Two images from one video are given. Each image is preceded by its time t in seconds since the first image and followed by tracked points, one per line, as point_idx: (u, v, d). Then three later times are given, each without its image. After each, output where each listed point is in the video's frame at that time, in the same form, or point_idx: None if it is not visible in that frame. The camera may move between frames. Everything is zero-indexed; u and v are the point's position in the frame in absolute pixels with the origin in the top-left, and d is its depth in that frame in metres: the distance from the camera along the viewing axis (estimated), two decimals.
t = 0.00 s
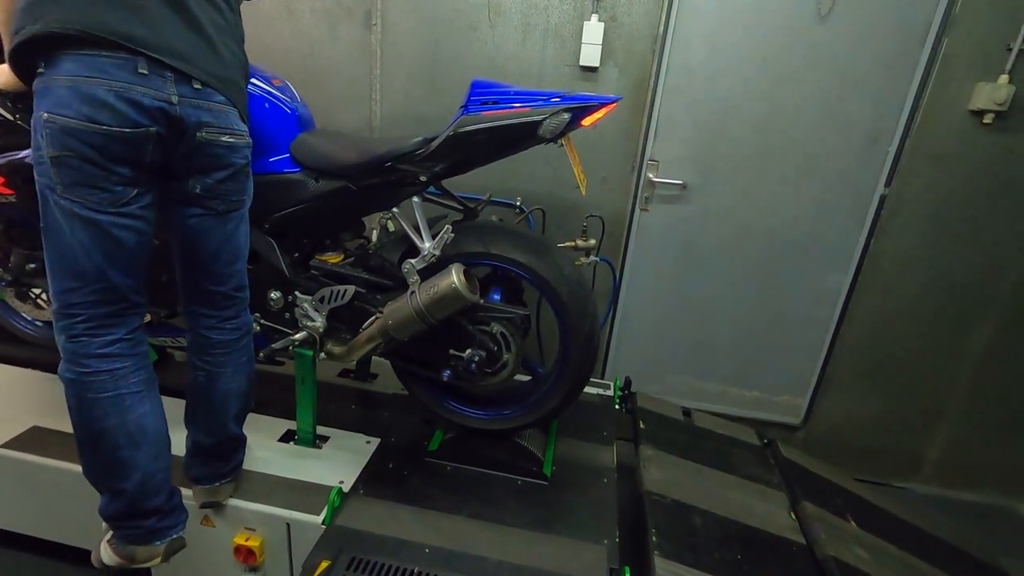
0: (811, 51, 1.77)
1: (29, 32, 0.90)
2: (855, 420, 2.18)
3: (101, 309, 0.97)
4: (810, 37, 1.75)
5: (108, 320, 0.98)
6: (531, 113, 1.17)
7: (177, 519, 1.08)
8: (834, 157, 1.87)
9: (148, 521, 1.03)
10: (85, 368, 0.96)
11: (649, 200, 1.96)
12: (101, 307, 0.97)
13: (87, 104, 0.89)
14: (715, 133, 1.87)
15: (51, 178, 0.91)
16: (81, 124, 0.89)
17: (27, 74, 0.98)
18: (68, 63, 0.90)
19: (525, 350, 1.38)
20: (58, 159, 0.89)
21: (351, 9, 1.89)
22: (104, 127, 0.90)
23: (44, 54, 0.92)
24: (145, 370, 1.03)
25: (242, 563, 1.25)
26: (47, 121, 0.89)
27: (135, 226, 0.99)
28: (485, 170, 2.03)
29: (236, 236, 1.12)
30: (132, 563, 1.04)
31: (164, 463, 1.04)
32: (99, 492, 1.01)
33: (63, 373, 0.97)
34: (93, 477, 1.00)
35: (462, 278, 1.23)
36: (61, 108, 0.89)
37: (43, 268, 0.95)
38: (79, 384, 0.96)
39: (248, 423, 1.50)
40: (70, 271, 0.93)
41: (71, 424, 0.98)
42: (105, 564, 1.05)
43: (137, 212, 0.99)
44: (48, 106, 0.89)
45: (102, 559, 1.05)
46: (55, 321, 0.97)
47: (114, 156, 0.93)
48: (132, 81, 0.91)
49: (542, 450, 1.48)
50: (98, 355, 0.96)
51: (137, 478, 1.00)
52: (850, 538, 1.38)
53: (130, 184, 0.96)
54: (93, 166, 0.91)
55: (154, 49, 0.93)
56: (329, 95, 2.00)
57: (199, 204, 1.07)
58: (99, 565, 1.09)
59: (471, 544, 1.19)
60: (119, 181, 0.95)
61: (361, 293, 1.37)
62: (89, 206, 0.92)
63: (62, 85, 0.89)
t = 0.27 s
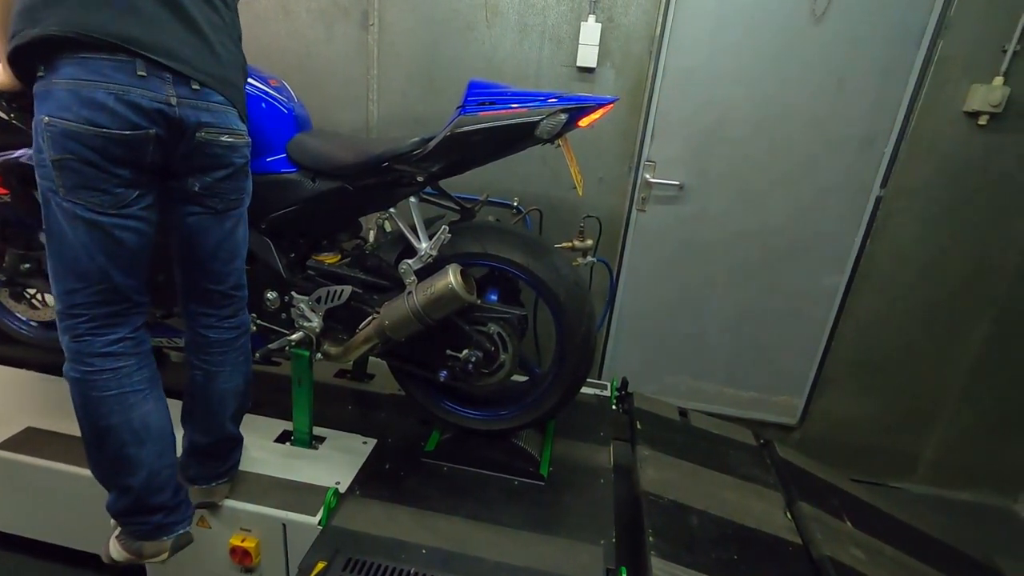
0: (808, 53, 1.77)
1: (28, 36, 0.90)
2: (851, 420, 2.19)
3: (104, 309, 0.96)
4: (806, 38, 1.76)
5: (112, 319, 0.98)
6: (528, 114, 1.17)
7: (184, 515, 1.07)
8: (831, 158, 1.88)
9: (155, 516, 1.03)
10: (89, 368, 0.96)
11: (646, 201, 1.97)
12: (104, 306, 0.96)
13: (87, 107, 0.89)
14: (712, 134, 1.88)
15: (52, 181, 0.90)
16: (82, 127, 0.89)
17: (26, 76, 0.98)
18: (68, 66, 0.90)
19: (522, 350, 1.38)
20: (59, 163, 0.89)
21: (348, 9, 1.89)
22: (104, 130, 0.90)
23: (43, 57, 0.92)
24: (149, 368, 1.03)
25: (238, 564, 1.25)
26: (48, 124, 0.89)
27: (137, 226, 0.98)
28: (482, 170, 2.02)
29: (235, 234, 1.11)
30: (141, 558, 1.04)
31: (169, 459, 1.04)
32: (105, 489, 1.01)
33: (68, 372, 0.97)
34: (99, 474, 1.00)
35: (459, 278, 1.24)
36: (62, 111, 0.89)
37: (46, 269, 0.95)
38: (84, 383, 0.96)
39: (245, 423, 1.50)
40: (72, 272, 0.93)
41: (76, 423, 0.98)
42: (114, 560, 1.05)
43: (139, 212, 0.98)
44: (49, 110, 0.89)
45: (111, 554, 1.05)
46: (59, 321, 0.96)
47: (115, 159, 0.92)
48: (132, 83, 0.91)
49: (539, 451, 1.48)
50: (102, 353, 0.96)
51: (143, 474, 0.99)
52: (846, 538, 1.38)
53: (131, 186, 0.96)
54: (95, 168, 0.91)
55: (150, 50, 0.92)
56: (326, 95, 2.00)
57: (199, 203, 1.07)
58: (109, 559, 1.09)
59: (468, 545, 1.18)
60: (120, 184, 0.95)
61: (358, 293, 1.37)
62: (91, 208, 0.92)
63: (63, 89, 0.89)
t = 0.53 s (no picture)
0: (805, 54, 1.78)
1: (21, 38, 0.90)
2: (848, 420, 2.20)
3: (104, 307, 0.96)
4: (803, 39, 1.76)
5: (112, 318, 0.98)
6: (526, 114, 1.17)
7: (186, 510, 1.07)
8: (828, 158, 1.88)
9: (157, 512, 1.03)
10: (90, 366, 0.96)
11: (644, 201, 1.97)
12: (103, 305, 0.96)
13: (82, 108, 0.89)
14: (710, 134, 1.88)
15: (49, 182, 0.90)
16: (77, 128, 0.89)
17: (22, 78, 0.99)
18: (62, 68, 0.90)
19: (520, 350, 1.38)
20: (56, 164, 0.89)
21: (346, 8, 1.89)
22: (100, 130, 0.90)
23: (38, 59, 0.92)
24: (149, 366, 1.03)
25: (235, 564, 1.25)
26: (44, 125, 0.89)
27: (135, 226, 0.98)
28: (480, 170, 2.03)
29: (231, 233, 1.11)
30: (144, 552, 1.04)
31: (171, 456, 1.04)
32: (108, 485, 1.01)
33: (69, 372, 0.97)
34: (101, 470, 1.00)
35: (457, 278, 1.23)
36: (57, 112, 0.89)
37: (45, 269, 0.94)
38: (86, 382, 0.96)
39: (242, 423, 1.49)
40: (70, 272, 0.93)
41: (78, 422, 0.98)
42: (116, 555, 1.05)
43: (137, 212, 0.98)
44: (45, 111, 0.89)
45: (115, 548, 1.06)
46: (59, 320, 0.96)
47: (111, 159, 0.92)
48: (126, 83, 0.91)
49: (537, 451, 1.48)
50: (101, 352, 0.96)
51: (144, 471, 0.99)
52: (843, 537, 1.38)
53: (128, 186, 0.96)
54: (91, 169, 0.91)
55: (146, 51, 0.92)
56: (324, 95, 2.00)
57: (195, 202, 1.06)
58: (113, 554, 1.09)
59: (466, 545, 1.18)
60: (117, 184, 0.94)
61: (355, 293, 1.36)
62: (88, 209, 0.92)
63: (57, 90, 0.89)
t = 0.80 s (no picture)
0: (803, 54, 1.78)
1: (16, 42, 0.90)
2: (846, 420, 2.20)
3: (94, 306, 0.98)
4: (801, 39, 1.76)
5: (100, 315, 0.99)
6: (525, 114, 1.17)
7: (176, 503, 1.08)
8: (826, 159, 1.89)
9: (145, 504, 1.04)
10: (78, 363, 0.97)
11: (643, 200, 1.97)
12: (92, 303, 0.97)
13: (74, 112, 0.89)
14: (708, 135, 1.88)
15: (42, 184, 0.92)
16: (69, 132, 0.89)
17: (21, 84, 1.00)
18: (56, 71, 0.90)
19: (519, 350, 1.38)
20: (48, 166, 0.90)
21: (345, 8, 1.89)
22: (91, 134, 0.90)
23: (34, 62, 0.93)
24: (139, 363, 1.04)
25: (233, 564, 1.25)
26: (37, 128, 0.90)
27: (127, 228, 0.99)
28: (479, 170, 2.03)
29: (229, 232, 1.10)
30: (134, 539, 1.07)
31: (159, 447, 1.04)
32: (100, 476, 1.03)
33: (59, 367, 0.98)
34: (93, 462, 1.02)
35: (456, 278, 1.24)
36: (50, 116, 0.89)
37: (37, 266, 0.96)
38: (74, 378, 0.97)
39: (241, 423, 1.49)
40: (60, 271, 0.94)
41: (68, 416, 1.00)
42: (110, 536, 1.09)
43: (129, 214, 0.99)
44: (38, 114, 0.90)
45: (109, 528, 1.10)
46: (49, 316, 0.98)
47: (103, 163, 0.93)
48: (119, 87, 0.91)
49: (536, 450, 1.48)
50: (90, 349, 0.97)
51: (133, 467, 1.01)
52: (841, 536, 1.38)
53: (120, 189, 0.96)
54: (83, 172, 0.92)
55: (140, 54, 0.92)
56: (322, 94, 1.99)
57: (192, 201, 1.06)
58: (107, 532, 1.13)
59: (465, 544, 1.18)
60: (109, 188, 0.95)
61: (354, 293, 1.36)
62: (79, 212, 0.93)
63: (50, 93, 0.90)
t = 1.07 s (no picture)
0: (801, 55, 1.78)
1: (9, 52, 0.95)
2: (845, 419, 2.20)
3: (73, 290, 1.06)
4: (799, 40, 1.76)
5: (81, 300, 1.07)
6: (523, 114, 1.17)
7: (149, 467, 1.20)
8: (824, 159, 1.89)
9: (121, 467, 1.16)
10: (62, 340, 1.07)
11: (642, 200, 1.97)
12: (75, 288, 1.06)
13: (61, 117, 0.94)
14: (707, 135, 1.88)
15: (31, 179, 0.99)
16: (56, 136, 0.95)
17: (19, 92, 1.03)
18: (47, 76, 0.94)
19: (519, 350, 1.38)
20: (36, 164, 0.97)
21: (344, 8, 1.89)
22: (76, 139, 0.95)
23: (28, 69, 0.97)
24: (118, 345, 1.13)
25: (233, 564, 1.25)
26: (27, 128, 0.96)
27: (111, 224, 1.05)
28: (479, 170, 2.03)
29: (223, 233, 1.10)
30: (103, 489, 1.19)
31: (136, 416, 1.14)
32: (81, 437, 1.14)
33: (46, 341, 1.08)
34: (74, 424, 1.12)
35: (455, 277, 1.24)
36: (38, 118, 0.95)
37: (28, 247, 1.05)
38: (56, 352, 1.07)
39: (240, 423, 1.49)
40: (46, 258, 1.03)
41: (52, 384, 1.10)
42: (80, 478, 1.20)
43: (114, 212, 1.04)
44: (28, 114, 0.96)
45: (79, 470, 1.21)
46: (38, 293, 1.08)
47: (88, 166, 0.97)
48: (106, 93, 0.94)
49: (535, 450, 1.48)
50: (72, 330, 1.06)
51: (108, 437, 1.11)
52: (841, 536, 1.38)
53: (106, 190, 1.01)
54: (68, 174, 0.97)
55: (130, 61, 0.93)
56: (323, 94, 1.99)
57: (185, 202, 1.06)
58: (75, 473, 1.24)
59: (464, 544, 1.19)
60: (94, 189, 1.00)
61: (353, 293, 1.36)
62: (65, 209, 0.99)
63: (39, 97, 0.94)
